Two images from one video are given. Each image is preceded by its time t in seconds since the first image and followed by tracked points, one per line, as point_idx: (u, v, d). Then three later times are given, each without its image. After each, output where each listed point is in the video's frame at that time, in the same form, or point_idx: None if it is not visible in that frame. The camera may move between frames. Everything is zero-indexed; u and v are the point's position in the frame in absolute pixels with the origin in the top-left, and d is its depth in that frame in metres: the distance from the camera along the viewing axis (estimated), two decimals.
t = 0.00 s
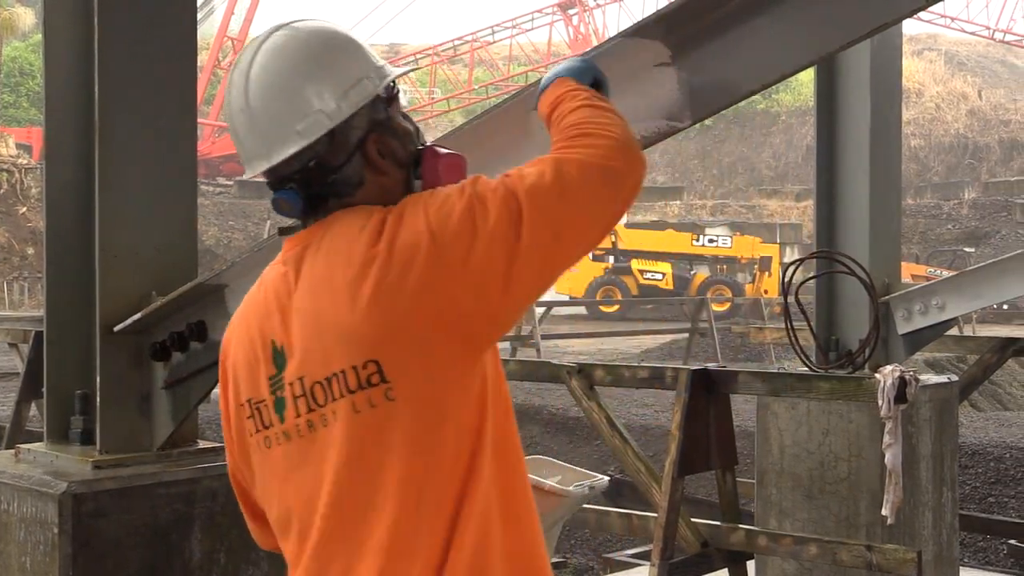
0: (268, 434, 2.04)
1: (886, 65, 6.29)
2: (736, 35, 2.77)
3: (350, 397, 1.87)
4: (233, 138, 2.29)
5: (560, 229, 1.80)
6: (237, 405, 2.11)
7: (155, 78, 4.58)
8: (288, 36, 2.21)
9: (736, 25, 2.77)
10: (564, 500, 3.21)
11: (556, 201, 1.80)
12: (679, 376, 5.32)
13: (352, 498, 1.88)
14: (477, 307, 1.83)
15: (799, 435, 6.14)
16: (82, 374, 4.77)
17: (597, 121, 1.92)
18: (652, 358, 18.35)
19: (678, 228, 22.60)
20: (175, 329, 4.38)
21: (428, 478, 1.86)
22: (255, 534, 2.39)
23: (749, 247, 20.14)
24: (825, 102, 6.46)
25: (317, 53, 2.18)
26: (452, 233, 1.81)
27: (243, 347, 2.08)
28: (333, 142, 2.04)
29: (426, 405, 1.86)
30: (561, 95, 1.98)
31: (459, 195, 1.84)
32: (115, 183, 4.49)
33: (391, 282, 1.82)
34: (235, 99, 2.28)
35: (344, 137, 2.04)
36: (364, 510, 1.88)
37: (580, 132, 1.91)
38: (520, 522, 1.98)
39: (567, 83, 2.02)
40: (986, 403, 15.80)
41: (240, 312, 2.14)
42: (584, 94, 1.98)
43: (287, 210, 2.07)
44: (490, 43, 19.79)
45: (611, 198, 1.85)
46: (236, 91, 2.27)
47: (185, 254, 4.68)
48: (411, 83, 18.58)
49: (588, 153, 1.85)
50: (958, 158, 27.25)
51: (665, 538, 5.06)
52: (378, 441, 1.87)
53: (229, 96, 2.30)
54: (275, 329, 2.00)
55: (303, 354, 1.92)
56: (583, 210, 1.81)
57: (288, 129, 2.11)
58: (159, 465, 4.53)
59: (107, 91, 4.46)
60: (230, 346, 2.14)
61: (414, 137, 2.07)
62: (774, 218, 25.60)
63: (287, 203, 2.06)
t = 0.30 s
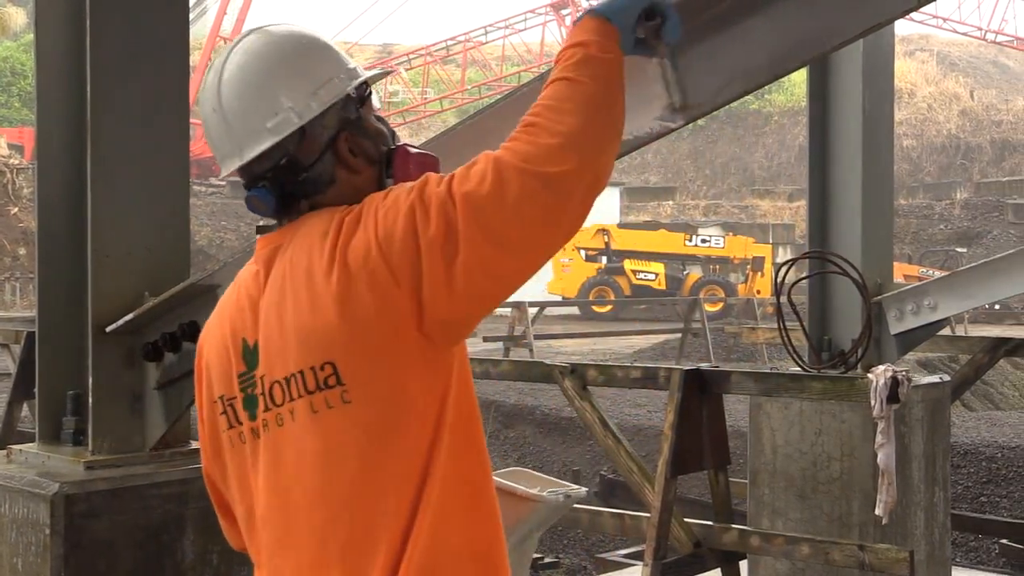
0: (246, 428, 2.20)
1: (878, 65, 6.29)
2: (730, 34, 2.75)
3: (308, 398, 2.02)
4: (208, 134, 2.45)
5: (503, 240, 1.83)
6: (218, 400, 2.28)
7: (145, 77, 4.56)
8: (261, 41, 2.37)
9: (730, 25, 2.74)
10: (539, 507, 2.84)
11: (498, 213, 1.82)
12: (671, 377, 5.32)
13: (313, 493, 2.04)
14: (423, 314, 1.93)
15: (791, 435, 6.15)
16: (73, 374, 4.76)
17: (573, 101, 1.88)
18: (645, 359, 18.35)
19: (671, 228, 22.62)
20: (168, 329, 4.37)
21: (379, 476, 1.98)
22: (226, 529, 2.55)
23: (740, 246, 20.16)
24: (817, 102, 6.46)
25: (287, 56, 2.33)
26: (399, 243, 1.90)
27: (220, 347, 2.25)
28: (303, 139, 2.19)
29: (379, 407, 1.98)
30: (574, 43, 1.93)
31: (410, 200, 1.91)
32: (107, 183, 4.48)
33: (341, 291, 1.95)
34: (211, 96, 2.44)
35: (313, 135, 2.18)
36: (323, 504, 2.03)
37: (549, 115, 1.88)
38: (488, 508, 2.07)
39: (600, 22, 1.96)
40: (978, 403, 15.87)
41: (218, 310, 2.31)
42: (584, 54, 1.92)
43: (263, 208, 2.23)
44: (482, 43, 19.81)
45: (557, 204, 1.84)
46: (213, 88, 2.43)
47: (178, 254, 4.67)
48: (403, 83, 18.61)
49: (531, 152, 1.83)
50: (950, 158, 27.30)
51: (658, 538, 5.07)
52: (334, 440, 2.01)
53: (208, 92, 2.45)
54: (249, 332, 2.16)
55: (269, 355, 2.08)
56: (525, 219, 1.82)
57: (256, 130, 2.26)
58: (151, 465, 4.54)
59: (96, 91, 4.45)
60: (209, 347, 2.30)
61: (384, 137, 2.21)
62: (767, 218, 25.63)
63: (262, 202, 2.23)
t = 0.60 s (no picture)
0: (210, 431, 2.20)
1: (870, 66, 6.30)
2: (722, 34, 2.75)
3: (270, 396, 2.02)
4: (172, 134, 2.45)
5: (472, 244, 1.82)
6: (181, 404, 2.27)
7: (138, 75, 4.54)
8: (228, 42, 2.39)
9: (722, 24, 2.75)
10: (507, 519, 2.68)
11: (467, 216, 1.81)
12: (663, 376, 5.31)
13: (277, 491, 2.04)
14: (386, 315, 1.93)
15: (782, 435, 6.17)
16: (63, 374, 4.75)
17: (543, 125, 1.87)
18: (637, 359, 18.37)
19: (663, 228, 22.65)
20: (159, 330, 4.37)
21: (345, 472, 1.98)
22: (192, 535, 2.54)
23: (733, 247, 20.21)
24: (809, 102, 6.47)
25: (252, 55, 2.35)
26: (363, 243, 1.89)
27: (184, 352, 2.25)
28: (265, 137, 2.20)
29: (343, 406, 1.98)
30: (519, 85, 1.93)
31: (377, 201, 1.91)
32: (98, 182, 4.46)
33: (303, 291, 1.95)
34: (177, 96, 2.44)
35: (276, 135, 2.20)
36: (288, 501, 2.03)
37: (526, 133, 1.87)
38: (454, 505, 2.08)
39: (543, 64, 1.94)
40: (969, 403, 15.90)
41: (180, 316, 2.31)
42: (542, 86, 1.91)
43: (221, 204, 2.22)
44: (474, 44, 19.86)
45: (524, 209, 1.83)
46: (177, 91, 2.43)
47: (170, 255, 4.66)
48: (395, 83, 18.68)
49: (511, 164, 1.83)
50: (941, 158, 27.36)
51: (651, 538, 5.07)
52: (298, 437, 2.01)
53: (172, 95, 2.46)
54: (211, 334, 2.16)
55: (231, 354, 2.08)
56: (496, 225, 1.82)
57: (222, 122, 2.27)
58: (143, 466, 4.54)
59: (88, 90, 4.43)
60: (172, 354, 2.30)
61: (346, 145, 2.23)
62: (759, 219, 25.66)
63: (223, 197, 2.21)
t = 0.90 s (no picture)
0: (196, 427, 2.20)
1: (863, 65, 6.31)
2: (715, 35, 2.74)
3: (260, 385, 2.04)
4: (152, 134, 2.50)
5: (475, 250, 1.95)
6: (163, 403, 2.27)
7: (130, 73, 4.52)
8: (209, 42, 2.45)
9: (716, 25, 2.75)
10: (497, 502, 2.75)
11: (471, 228, 1.95)
12: (656, 376, 5.30)
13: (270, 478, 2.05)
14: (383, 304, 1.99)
15: (776, 435, 6.16)
16: (55, 374, 4.73)
17: (536, 171, 2.05)
18: (630, 359, 18.36)
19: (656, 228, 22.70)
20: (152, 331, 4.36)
21: (344, 463, 2.02)
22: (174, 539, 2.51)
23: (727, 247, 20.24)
24: (802, 101, 6.47)
25: (229, 54, 2.41)
26: (364, 242, 1.96)
27: (167, 349, 2.25)
28: (242, 132, 2.24)
29: (338, 395, 2.02)
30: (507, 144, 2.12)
31: (382, 208, 2.00)
32: (91, 181, 4.45)
33: (300, 285, 1.99)
34: (156, 98, 2.49)
35: (253, 130, 2.24)
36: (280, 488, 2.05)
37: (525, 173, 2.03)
38: (439, 499, 2.16)
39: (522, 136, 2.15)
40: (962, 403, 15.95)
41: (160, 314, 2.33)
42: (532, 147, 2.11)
43: (200, 199, 2.26)
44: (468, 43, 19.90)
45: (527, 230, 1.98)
46: (156, 93, 2.49)
47: (163, 254, 4.64)
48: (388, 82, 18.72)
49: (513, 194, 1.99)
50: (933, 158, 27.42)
51: (644, 538, 5.07)
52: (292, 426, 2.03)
53: (152, 97, 2.51)
54: (196, 330, 2.18)
55: (222, 345, 2.09)
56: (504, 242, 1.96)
57: (201, 115, 2.33)
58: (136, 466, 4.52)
59: (81, 88, 4.41)
60: (153, 353, 2.30)
61: (327, 142, 2.27)
62: (752, 219, 25.66)
63: (200, 192, 2.26)
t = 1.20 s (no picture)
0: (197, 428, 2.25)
1: (863, 64, 6.30)
2: (716, 35, 2.72)
3: (252, 396, 2.07)
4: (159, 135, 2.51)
5: (450, 265, 1.86)
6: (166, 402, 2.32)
7: (131, 72, 4.51)
8: (214, 44, 2.47)
9: (716, 25, 2.71)
10: (490, 516, 2.74)
11: (445, 245, 1.85)
12: (656, 376, 5.30)
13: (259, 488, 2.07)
14: (368, 316, 1.99)
15: (776, 435, 6.16)
16: (56, 374, 4.73)
17: (538, 152, 1.86)
18: (630, 359, 18.35)
19: (656, 228, 22.72)
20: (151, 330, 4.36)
21: (331, 475, 2.03)
22: (178, 528, 2.58)
23: (727, 248, 20.25)
24: (801, 100, 6.47)
25: (234, 55, 2.42)
26: (348, 255, 1.95)
27: (169, 350, 2.28)
28: (246, 134, 2.25)
29: (325, 407, 2.03)
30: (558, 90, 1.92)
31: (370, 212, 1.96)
32: (91, 181, 4.44)
33: (289, 296, 2.01)
34: (162, 99, 2.50)
35: (257, 132, 2.25)
36: (266, 499, 2.07)
37: (516, 164, 1.86)
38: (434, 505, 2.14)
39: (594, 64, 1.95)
40: (962, 403, 15.98)
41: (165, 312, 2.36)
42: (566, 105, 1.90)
43: (204, 200, 2.27)
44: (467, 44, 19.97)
45: (499, 242, 1.84)
46: (163, 93, 2.50)
47: (162, 254, 4.64)
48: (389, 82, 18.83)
49: (490, 197, 1.84)
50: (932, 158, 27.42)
51: (644, 538, 5.08)
52: (278, 438, 2.05)
53: (158, 98, 2.53)
54: (196, 333, 2.21)
55: (219, 352, 2.13)
56: (473, 254, 1.84)
57: (208, 115, 2.34)
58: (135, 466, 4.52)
59: (83, 88, 4.41)
60: (157, 352, 2.34)
61: (329, 142, 2.26)
62: (752, 219, 25.67)
63: (204, 193, 2.26)
